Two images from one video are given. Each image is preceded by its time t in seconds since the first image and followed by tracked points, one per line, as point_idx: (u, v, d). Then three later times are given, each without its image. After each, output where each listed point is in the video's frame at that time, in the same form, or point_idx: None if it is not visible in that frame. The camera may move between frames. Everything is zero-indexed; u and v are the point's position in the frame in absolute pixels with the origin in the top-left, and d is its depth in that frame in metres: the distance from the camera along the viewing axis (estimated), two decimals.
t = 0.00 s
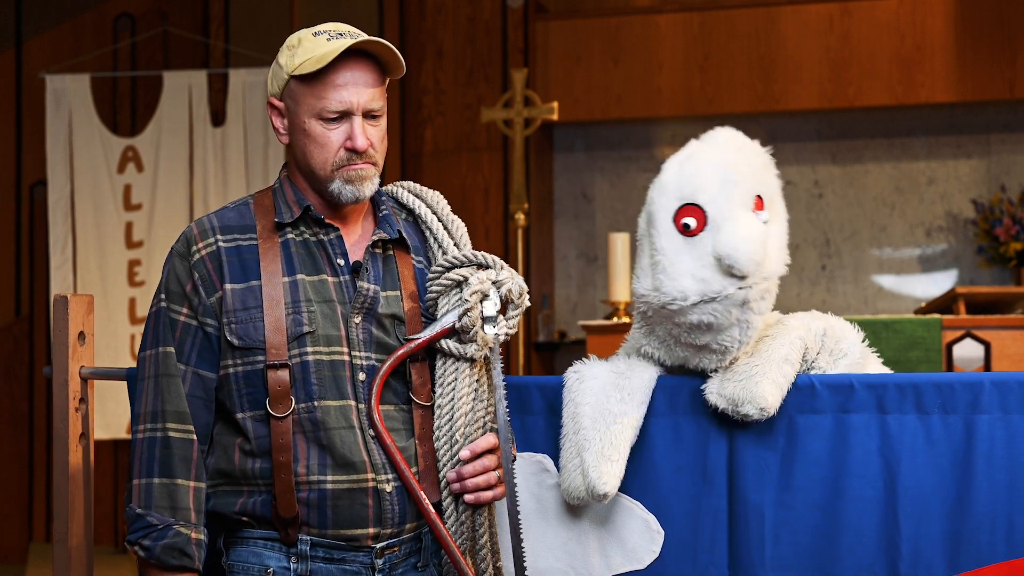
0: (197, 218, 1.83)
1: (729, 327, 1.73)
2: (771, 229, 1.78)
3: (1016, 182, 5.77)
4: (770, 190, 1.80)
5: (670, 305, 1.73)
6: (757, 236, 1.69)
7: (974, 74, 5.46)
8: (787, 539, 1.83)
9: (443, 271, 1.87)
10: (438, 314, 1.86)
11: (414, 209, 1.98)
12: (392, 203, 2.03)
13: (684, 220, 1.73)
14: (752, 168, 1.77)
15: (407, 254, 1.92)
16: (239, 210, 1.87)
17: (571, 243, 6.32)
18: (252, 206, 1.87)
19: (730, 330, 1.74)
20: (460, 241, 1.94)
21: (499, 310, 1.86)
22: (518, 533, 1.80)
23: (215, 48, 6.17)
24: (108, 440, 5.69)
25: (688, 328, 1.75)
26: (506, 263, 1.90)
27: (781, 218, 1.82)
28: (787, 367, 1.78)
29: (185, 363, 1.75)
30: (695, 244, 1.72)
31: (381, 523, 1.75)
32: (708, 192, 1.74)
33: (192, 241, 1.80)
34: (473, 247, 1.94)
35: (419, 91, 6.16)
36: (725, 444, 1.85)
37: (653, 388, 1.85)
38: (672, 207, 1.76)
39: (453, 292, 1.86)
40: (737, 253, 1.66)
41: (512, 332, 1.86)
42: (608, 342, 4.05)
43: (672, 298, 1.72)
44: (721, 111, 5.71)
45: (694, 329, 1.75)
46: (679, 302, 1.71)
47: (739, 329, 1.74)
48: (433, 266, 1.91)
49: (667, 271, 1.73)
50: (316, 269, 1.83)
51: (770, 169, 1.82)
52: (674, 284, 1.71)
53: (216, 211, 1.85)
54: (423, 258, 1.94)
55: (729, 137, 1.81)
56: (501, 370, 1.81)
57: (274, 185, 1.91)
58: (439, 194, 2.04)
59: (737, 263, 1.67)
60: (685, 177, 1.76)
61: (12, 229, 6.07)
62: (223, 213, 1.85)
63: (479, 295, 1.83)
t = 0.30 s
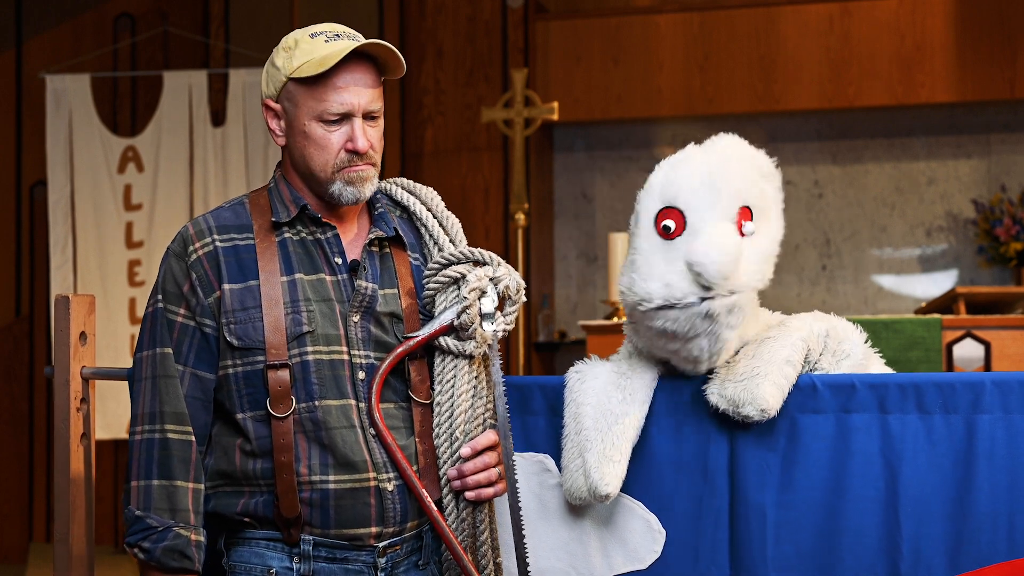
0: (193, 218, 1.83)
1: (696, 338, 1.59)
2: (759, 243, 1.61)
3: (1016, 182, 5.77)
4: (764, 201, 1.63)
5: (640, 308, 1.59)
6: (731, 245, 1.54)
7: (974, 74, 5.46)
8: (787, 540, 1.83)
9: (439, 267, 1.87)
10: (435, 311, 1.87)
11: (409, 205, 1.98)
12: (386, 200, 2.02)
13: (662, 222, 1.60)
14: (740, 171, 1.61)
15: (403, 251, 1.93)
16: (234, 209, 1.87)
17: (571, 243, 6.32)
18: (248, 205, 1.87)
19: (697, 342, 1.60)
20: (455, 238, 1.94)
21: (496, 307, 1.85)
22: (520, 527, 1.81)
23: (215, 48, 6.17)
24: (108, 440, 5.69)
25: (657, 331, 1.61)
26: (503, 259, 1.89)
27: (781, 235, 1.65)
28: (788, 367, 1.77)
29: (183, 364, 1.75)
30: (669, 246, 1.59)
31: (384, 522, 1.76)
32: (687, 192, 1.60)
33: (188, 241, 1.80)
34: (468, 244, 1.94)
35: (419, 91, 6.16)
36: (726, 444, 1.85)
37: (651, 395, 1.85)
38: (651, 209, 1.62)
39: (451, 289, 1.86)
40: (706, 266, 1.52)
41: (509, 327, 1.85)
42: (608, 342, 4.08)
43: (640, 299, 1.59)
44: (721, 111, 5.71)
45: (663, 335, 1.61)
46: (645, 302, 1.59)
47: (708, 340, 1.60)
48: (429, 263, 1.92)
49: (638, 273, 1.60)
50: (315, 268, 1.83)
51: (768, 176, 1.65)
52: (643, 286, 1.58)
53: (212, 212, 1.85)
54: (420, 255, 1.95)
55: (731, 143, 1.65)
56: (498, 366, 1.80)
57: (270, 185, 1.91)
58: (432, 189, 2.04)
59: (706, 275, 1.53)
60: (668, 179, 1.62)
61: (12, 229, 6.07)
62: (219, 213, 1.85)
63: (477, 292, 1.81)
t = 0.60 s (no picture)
0: (193, 221, 1.82)
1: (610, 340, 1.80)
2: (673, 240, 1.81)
3: (1016, 182, 5.77)
4: (701, 209, 1.83)
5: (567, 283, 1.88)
6: (610, 229, 1.74)
7: (974, 74, 5.46)
8: (787, 540, 1.83)
9: (438, 270, 1.88)
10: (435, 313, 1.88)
11: (405, 207, 1.99)
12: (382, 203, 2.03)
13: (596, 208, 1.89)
14: (677, 175, 1.85)
15: (401, 254, 1.93)
16: (233, 212, 1.86)
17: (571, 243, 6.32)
18: (247, 207, 1.87)
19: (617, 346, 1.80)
20: (453, 241, 1.95)
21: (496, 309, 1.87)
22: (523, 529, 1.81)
23: (215, 48, 6.17)
24: (108, 440, 5.69)
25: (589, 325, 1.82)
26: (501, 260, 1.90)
27: (718, 246, 1.84)
28: (789, 363, 1.77)
29: (185, 367, 1.74)
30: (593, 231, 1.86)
31: (386, 524, 1.76)
32: (623, 189, 1.87)
33: (189, 245, 1.79)
34: (465, 246, 1.95)
35: (419, 91, 6.17)
36: (726, 443, 1.85)
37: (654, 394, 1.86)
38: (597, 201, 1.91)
39: (450, 291, 1.87)
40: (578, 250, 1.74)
41: (509, 329, 1.86)
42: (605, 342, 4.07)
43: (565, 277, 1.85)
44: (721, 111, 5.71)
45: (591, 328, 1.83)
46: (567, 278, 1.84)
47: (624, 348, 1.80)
48: (427, 266, 1.92)
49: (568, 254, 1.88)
50: (315, 271, 1.83)
51: (717, 187, 1.86)
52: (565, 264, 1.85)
53: (211, 215, 1.84)
54: (416, 258, 1.96)
55: (690, 148, 1.90)
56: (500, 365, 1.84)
57: (268, 186, 1.91)
58: (426, 191, 2.05)
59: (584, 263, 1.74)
60: (616, 172, 1.91)
61: (12, 229, 6.07)
62: (219, 215, 1.84)
63: (479, 293, 1.83)
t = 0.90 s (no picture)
0: (196, 226, 1.82)
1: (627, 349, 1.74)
2: (680, 261, 1.74)
3: (1016, 182, 5.77)
4: (705, 222, 1.76)
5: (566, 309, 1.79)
6: (625, 253, 1.67)
7: (974, 74, 5.46)
8: (786, 541, 1.83)
9: (439, 275, 1.88)
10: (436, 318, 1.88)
11: (405, 212, 1.98)
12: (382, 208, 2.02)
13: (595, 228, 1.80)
14: (677, 190, 1.76)
15: (401, 259, 1.93)
16: (237, 215, 1.86)
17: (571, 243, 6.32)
18: (249, 210, 1.87)
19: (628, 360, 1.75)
20: (453, 245, 1.95)
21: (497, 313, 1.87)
22: (525, 531, 1.81)
23: (215, 48, 6.18)
24: (108, 440, 5.69)
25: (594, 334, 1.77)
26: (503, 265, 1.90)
27: (721, 256, 1.78)
28: (786, 364, 1.77)
29: (191, 373, 1.75)
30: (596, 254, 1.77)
31: (391, 526, 1.76)
32: (624, 205, 1.79)
33: (193, 250, 1.79)
34: (466, 251, 1.95)
35: (419, 90, 6.17)
36: (724, 444, 1.85)
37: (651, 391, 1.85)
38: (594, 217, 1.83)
39: (451, 295, 1.86)
40: (595, 277, 1.66)
41: (511, 333, 1.86)
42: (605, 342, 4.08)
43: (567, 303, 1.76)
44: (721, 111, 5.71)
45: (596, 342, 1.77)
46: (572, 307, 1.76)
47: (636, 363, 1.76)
48: (428, 270, 1.92)
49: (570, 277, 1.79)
50: (318, 276, 1.83)
51: (717, 195, 1.79)
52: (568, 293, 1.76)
53: (214, 219, 1.84)
54: (416, 263, 1.95)
55: (686, 157, 1.82)
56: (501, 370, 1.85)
57: (271, 189, 1.91)
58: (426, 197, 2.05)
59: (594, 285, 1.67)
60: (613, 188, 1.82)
61: (12, 229, 6.07)
62: (222, 220, 1.84)
63: (481, 297, 1.83)
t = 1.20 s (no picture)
0: (199, 226, 1.82)
1: (721, 327, 1.72)
2: (756, 233, 1.76)
3: (1016, 182, 5.76)
4: (756, 190, 1.78)
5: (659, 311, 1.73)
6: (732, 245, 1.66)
7: (974, 74, 5.46)
8: (786, 540, 1.83)
9: (441, 276, 1.88)
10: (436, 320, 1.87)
11: (408, 213, 1.98)
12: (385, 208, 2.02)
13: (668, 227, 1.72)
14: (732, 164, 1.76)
15: (403, 260, 1.92)
16: (239, 215, 1.86)
17: (571, 243, 6.33)
18: (252, 210, 1.87)
19: (723, 330, 1.72)
20: (455, 247, 1.95)
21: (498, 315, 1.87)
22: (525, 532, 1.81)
23: (216, 48, 6.18)
24: (108, 440, 5.69)
25: (681, 331, 1.74)
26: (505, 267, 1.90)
27: (771, 219, 1.81)
28: (787, 369, 1.77)
29: (194, 373, 1.75)
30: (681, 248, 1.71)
31: (393, 526, 1.76)
32: (690, 193, 1.72)
33: (196, 250, 1.78)
34: (468, 254, 1.94)
35: (419, 90, 6.17)
36: (724, 445, 1.85)
37: (648, 397, 1.85)
38: (657, 214, 1.74)
39: (453, 297, 1.86)
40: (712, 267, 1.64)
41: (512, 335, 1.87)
42: (606, 341, 4.09)
43: (665, 305, 1.71)
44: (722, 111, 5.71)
45: (687, 332, 1.74)
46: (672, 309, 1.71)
47: (733, 329, 1.73)
48: (430, 272, 1.92)
49: (656, 278, 1.72)
50: (320, 278, 1.83)
51: (752, 164, 1.81)
52: (664, 292, 1.71)
53: (217, 219, 1.84)
54: (418, 264, 1.95)
55: (714, 139, 1.80)
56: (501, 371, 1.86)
57: (274, 189, 1.91)
58: (429, 198, 2.04)
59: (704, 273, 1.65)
60: (666, 181, 1.74)
61: (12, 229, 6.07)
62: (224, 220, 1.84)
63: (482, 299, 1.83)
